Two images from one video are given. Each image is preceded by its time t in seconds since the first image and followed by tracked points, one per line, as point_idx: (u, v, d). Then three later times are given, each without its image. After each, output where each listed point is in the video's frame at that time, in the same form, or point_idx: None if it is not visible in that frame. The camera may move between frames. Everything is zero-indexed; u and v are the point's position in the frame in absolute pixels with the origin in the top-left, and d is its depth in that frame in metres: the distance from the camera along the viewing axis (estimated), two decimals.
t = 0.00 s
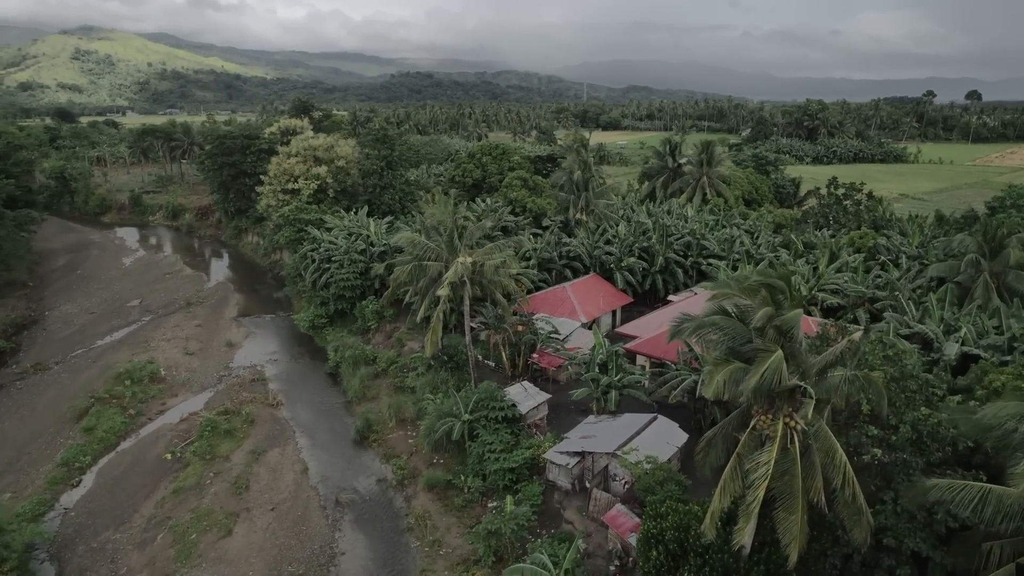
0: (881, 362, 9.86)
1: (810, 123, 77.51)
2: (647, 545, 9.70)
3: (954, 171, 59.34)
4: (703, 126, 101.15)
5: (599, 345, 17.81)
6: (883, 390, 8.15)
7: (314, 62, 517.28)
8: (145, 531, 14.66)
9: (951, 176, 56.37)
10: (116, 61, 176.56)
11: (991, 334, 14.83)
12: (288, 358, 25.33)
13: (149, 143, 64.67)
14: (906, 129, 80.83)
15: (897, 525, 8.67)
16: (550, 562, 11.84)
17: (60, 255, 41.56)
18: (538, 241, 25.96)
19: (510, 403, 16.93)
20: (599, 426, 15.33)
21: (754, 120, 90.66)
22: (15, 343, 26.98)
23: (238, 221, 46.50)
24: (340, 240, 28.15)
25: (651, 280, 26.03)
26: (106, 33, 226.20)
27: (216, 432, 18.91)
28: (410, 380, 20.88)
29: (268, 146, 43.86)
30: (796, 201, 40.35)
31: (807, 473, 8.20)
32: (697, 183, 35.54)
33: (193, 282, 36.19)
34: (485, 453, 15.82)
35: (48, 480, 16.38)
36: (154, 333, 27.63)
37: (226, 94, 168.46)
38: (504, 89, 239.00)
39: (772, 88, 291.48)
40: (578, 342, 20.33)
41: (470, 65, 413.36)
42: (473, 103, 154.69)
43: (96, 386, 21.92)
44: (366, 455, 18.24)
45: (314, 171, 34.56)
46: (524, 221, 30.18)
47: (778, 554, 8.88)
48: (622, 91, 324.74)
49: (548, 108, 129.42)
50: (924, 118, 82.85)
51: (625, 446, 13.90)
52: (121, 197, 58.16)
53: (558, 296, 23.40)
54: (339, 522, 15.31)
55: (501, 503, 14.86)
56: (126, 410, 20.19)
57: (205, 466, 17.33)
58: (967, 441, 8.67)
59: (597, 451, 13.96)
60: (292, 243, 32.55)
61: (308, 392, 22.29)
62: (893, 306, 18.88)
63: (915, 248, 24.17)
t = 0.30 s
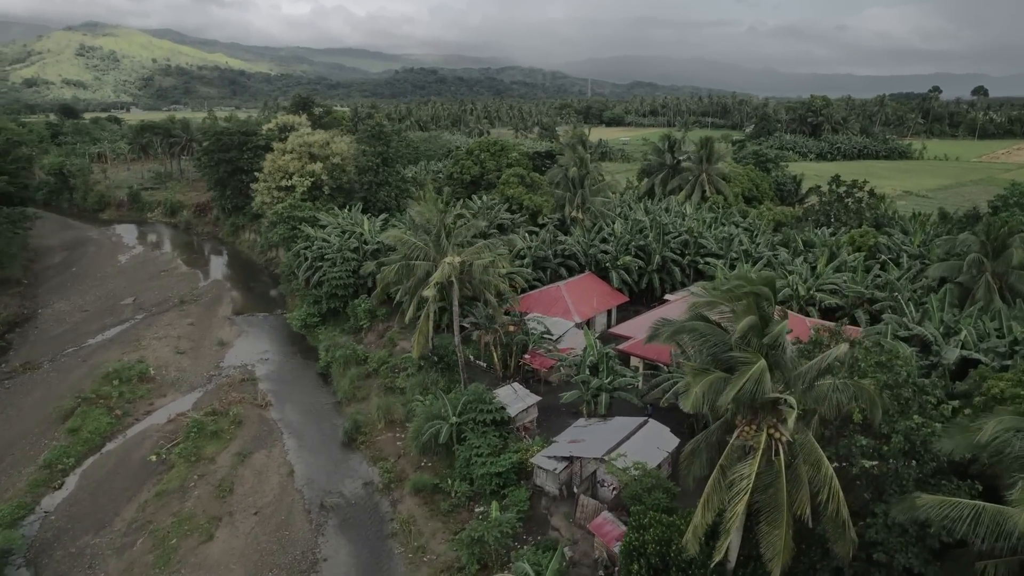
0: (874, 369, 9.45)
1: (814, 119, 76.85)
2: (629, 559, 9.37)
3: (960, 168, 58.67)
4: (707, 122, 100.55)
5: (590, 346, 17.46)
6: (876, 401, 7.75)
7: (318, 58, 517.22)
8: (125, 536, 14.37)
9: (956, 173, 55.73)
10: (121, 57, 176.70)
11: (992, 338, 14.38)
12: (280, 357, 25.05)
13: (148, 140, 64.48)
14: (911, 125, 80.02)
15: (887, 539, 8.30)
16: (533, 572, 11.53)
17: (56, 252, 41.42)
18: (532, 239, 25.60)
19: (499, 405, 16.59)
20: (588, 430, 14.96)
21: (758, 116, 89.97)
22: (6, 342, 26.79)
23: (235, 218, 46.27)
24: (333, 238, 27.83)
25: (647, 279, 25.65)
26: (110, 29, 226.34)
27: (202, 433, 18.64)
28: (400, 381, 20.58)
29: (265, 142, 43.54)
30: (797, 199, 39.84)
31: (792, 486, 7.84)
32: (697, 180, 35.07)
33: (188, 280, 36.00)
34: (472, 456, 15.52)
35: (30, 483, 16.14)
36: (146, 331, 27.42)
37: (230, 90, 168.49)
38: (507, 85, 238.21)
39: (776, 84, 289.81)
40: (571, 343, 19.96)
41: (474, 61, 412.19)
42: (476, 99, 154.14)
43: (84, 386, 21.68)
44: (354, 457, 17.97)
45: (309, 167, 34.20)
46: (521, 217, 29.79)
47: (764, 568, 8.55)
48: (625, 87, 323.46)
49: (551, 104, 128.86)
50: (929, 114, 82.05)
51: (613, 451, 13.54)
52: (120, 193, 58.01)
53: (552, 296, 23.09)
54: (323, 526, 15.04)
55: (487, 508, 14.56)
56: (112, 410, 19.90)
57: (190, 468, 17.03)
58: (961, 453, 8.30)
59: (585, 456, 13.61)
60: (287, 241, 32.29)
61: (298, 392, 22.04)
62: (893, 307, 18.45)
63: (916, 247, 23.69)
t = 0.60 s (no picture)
0: (867, 374, 9.07)
1: (818, 115, 76.12)
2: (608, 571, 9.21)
3: (966, 164, 57.96)
4: (711, 118, 99.89)
5: (581, 346, 17.12)
6: (866, 411, 7.38)
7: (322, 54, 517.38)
8: (104, 539, 14.11)
9: (962, 169, 55.05)
10: (125, 52, 176.75)
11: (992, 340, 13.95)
12: (271, 356, 24.81)
13: (147, 136, 64.34)
14: (916, 121, 79.15)
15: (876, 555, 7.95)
16: None
17: (52, 249, 41.23)
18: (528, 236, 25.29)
19: (487, 407, 16.28)
20: (577, 433, 14.62)
21: (762, 111, 89.21)
22: None
23: (232, 214, 46.05)
24: (326, 235, 27.53)
25: (643, 277, 25.28)
26: (114, 25, 226.55)
27: (188, 434, 18.36)
28: (390, 381, 20.29)
29: (262, 137, 43.23)
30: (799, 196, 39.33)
31: (776, 498, 7.51)
32: (696, 176, 34.62)
33: (183, 277, 35.78)
34: (459, 459, 15.24)
35: (10, 485, 15.88)
36: (137, 329, 27.18)
37: (234, 86, 168.14)
38: (510, 81, 237.44)
39: (781, 80, 287.96)
40: (563, 342, 19.62)
41: (478, 57, 411.25)
42: (479, 95, 153.64)
43: (71, 385, 21.44)
44: (341, 458, 17.68)
45: (303, 164, 33.85)
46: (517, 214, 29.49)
47: None
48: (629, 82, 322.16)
49: (554, 99, 128.12)
50: (935, 110, 81.18)
51: (601, 456, 13.19)
52: (118, 189, 57.82)
53: (546, 294, 22.83)
54: (306, 530, 14.75)
55: (473, 513, 14.27)
56: (98, 410, 19.63)
57: (174, 469, 16.73)
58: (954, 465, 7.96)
59: (572, 460, 13.27)
60: (281, 238, 32.04)
61: (288, 391, 21.79)
62: (891, 307, 18.08)
63: (918, 245, 23.22)
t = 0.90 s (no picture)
0: (858, 380, 8.75)
1: (823, 111, 75.25)
2: None
3: (973, 160, 57.14)
4: (715, 113, 99.05)
5: (571, 347, 16.80)
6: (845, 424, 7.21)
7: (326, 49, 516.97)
8: (83, 542, 13.91)
9: (969, 165, 54.26)
10: (131, 47, 176.88)
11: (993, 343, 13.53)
12: (263, 354, 24.60)
13: (147, 131, 64.19)
14: (922, 117, 78.19)
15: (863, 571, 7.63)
16: None
17: (49, 245, 41.09)
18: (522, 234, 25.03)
19: (475, 408, 16.02)
20: (565, 436, 14.28)
21: (767, 107, 88.37)
22: None
23: (230, 210, 45.82)
24: (319, 231, 27.28)
25: (640, 276, 24.91)
26: (118, 20, 226.57)
27: (174, 433, 18.12)
28: (380, 380, 20.02)
29: (259, 132, 42.95)
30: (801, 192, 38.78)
31: (757, 512, 7.19)
32: (695, 172, 34.16)
33: (179, 273, 35.60)
34: (445, 462, 14.99)
35: None
36: (130, 326, 26.97)
37: (239, 82, 168.07)
38: (515, 75, 236.67)
39: (787, 75, 285.86)
40: (555, 342, 19.32)
41: (482, 52, 410.70)
42: (482, 91, 153.10)
43: (60, 383, 21.24)
44: (329, 459, 17.43)
45: (299, 159, 33.59)
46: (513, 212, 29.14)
47: None
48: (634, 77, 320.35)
49: (558, 95, 127.46)
50: (942, 106, 80.23)
51: (587, 461, 12.84)
52: (118, 184, 57.66)
53: (540, 291, 22.53)
54: (290, 533, 14.51)
55: (459, 516, 14.01)
56: (85, 409, 19.43)
57: (158, 470, 16.49)
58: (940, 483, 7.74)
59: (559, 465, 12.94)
60: (276, 234, 31.80)
61: (278, 390, 21.54)
62: (890, 307, 17.66)
63: (919, 243, 22.73)
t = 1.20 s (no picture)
0: (849, 389, 8.40)
1: (831, 106, 74.23)
2: None
3: (984, 156, 56.15)
4: (722, 108, 98.06)
5: (563, 347, 16.48)
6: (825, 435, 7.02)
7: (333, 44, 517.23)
8: (64, 544, 13.73)
9: (979, 162, 53.31)
10: (140, 42, 177.48)
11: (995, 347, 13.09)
12: (257, 351, 24.42)
13: (150, 126, 64.16)
14: (932, 112, 77.08)
15: None
16: None
17: (49, 240, 41.09)
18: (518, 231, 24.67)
19: (464, 409, 15.74)
20: (553, 438, 13.97)
21: (774, 103, 87.37)
22: None
23: (230, 205, 45.66)
24: (315, 228, 27.05)
25: (638, 274, 24.51)
26: (126, 15, 227.28)
27: (163, 432, 17.93)
28: (372, 379, 19.76)
29: (259, 128, 42.73)
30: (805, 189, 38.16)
31: (736, 526, 6.87)
32: (696, 168, 33.66)
33: (177, 269, 35.49)
34: (432, 464, 14.73)
35: None
36: (124, 323, 26.85)
37: (247, 76, 168.07)
38: (523, 71, 235.61)
39: (797, 70, 284.28)
40: (549, 342, 18.99)
41: (489, 47, 409.67)
42: (488, 86, 152.51)
43: (51, 380, 21.12)
44: (317, 460, 17.19)
45: (296, 154, 33.34)
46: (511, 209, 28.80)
47: None
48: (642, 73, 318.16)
49: (564, 90, 126.76)
50: (953, 101, 79.03)
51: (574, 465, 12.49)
52: (120, 179, 57.64)
53: (535, 290, 22.19)
54: (273, 535, 14.29)
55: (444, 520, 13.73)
56: (75, 407, 19.29)
57: (144, 470, 16.30)
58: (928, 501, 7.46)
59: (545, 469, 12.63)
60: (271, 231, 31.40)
61: (270, 389, 21.33)
62: (891, 308, 17.21)
63: (924, 242, 22.21)
